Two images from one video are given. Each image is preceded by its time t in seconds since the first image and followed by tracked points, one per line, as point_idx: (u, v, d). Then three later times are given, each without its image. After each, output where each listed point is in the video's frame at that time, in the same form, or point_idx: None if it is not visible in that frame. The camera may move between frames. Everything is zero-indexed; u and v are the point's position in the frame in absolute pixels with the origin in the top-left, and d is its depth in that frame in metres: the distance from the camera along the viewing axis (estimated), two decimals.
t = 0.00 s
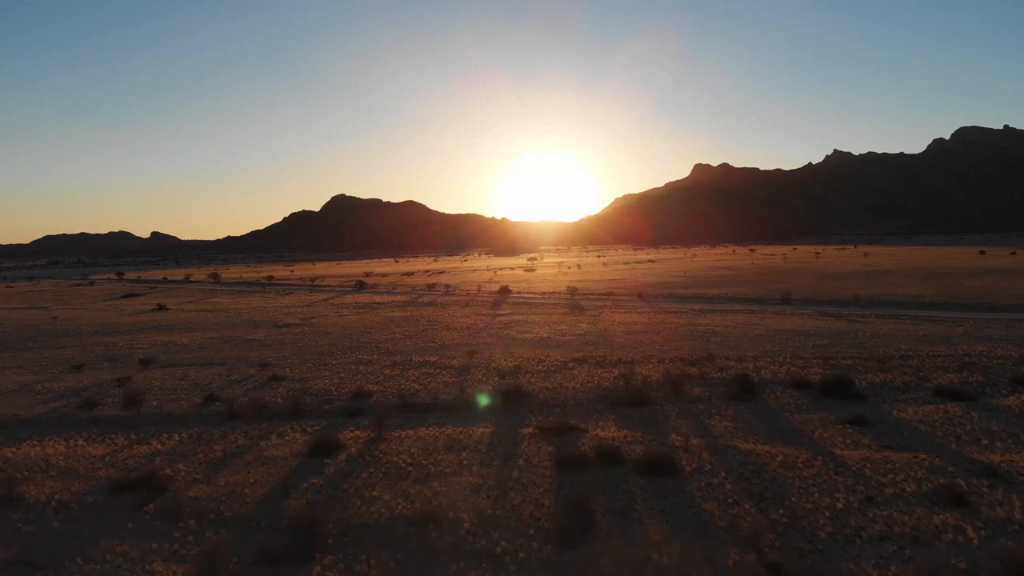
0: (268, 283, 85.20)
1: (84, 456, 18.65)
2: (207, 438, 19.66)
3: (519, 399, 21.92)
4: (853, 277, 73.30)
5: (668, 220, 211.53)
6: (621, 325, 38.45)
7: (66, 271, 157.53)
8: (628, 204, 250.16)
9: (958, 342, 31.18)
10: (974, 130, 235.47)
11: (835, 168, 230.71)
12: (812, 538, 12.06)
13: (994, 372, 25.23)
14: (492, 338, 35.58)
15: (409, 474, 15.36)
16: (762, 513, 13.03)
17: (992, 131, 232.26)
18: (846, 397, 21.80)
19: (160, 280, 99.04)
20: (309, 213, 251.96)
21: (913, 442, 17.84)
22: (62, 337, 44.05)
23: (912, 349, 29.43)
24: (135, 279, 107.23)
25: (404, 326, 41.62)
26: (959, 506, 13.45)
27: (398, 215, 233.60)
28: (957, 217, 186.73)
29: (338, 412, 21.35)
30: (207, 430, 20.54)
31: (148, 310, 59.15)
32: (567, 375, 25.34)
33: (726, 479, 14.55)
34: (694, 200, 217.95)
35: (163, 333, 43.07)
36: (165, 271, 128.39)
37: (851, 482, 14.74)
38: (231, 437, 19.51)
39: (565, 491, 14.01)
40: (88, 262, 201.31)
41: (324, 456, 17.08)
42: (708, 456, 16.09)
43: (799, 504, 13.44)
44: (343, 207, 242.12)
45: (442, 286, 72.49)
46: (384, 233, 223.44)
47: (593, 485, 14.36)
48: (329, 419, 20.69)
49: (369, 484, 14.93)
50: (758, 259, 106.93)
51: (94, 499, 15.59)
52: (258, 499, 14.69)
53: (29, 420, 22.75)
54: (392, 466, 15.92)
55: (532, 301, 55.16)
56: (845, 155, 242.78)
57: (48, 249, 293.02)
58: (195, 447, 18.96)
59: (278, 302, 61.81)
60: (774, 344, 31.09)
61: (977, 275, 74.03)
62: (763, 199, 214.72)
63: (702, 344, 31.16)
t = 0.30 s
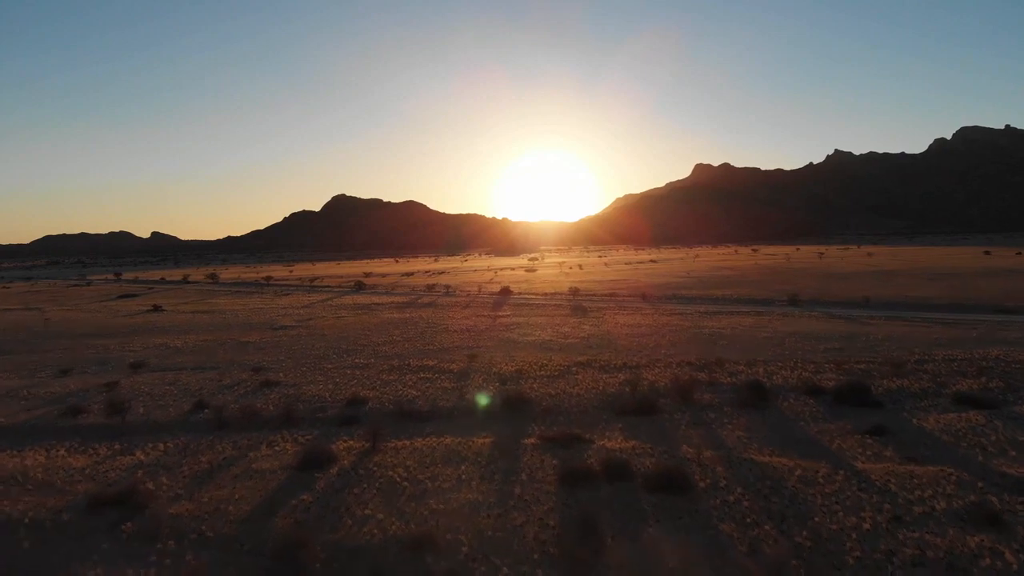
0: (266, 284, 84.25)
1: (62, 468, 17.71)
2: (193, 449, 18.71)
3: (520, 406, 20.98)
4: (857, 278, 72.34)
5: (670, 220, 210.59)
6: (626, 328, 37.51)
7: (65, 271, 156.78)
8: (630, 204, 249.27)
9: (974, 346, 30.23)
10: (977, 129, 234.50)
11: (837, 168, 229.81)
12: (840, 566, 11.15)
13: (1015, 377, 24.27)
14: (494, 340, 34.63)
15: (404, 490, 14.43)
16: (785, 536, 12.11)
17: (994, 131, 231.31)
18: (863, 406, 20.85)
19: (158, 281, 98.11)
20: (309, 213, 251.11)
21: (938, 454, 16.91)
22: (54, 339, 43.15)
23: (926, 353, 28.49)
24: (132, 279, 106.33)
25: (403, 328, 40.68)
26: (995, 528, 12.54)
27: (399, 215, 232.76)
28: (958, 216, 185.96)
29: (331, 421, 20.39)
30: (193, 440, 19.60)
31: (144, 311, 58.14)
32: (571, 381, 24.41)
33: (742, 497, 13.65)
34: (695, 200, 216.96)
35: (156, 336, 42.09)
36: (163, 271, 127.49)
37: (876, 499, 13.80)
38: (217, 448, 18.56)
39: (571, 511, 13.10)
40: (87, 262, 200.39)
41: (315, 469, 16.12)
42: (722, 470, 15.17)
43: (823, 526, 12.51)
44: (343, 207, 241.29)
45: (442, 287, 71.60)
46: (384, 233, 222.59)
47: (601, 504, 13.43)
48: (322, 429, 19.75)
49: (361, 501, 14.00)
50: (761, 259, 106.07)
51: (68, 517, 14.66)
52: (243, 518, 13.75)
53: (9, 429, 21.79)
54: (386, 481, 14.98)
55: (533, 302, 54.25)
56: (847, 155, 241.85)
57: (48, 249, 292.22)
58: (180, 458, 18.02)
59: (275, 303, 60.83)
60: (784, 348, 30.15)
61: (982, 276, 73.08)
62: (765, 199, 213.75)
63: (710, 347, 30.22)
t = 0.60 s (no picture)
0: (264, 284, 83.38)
1: (42, 480, 16.93)
2: (180, 460, 17.92)
3: (522, 412, 20.19)
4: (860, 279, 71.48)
5: (671, 220, 209.69)
6: (629, 330, 36.68)
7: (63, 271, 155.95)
8: (630, 204, 248.40)
9: (987, 349, 29.41)
10: (977, 129, 233.38)
11: (838, 168, 228.94)
12: None
13: None
14: (494, 343, 33.82)
15: (401, 505, 13.67)
16: (806, 558, 11.39)
17: (995, 131, 230.22)
18: (879, 413, 20.09)
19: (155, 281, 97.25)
20: (309, 213, 250.36)
21: (961, 465, 16.15)
22: (47, 341, 42.38)
23: (940, 357, 27.68)
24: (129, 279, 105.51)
25: (401, 330, 39.85)
26: None
27: (399, 215, 231.93)
28: (958, 216, 184.59)
29: (326, 428, 19.59)
30: (181, 449, 18.80)
31: (139, 312, 57.29)
32: (574, 385, 23.61)
33: (759, 514, 12.91)
34: (696, 199, 216.08)
35: (149, 338, 41.28)
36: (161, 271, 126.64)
37: (901, 517, 13.05)
38: (205, 459, 17.76)
39: (579, 530, 12.35)
40: (87, 262, 199.64)
41: (307, 482, 15.36)
42: (736, 483, 14.41)
43: (846, 547, 11.78)
44: (343, 207, 240.47)
45: (441, 287, 70.81)
46: (384, 233, 221.78)
47: (610, 523, 12.69)
48: (315, 437, 18.96)
49: (354, 518, 13.24)
50: (763, 259, 105.24)
51: (44, 533, 13.87)
52: (229, 535, 12.99)
53: None
54: (382, 496, 14.19)
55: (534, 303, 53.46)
56: (848, 155, 240.88)
57: (47, 249, 291.43)
58: (166, 470, 17.21)
59: (272, 304, 59.99)
60: (793, 351, 29.33)
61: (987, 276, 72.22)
62: (767, 199, 212.85)
63: (716, 350, 29.40)
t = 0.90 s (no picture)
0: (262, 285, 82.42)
1: (16, 494, 16.02)
2: (163, 472, 17.01)
3: (524, 420, 19.23)
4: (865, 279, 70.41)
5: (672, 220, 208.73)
6: (633, 332, 35.70)
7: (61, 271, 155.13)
8: (631, 204, 247.44)
9: (1005, 353, 28.43)
10: (980, 129, 232.22)
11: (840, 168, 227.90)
12: None
13: None
14: (495, 346, 32.88)
15: (395, 526, 12.75)
16: None
17: (997, 130, 228.93)
18: (898, 422, 19.17)
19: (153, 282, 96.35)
20: (309, 212, 249.51)
21: (991, 480, 15.21)
22: (37, 344, 41.51)
23: (956, 361, 26.72)
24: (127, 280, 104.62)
25: (400, 332, 38.89)
26: None
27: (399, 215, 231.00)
28: (958, 216, 183.26)
29: (318, 438, 18.65)
30: (165, 460, 17.87)
31: (134, 314, 56.32)
32: (579, 391, 22.66)
33: (781, 537, 11.99)
34: (698, 199, 215.10)
35: (142, 340, 40.34)
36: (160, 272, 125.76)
37: (933, 539, 12.15)
38: (189, 472, 16.86)
39: (587, 555, 11.45)
40: (86, 262, 198.77)
41: (296, 498, 14.45)
42: (753, 501, 13.51)
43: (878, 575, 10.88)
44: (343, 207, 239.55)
45: (441, 288, 69.86)
46: (384, 233, 220.86)
47: (619, 545, 11.79)
48: (307, 448, 18.02)
49: (344, 540, 12.34)
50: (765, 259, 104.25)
51: (12, 555, 12.96)
52: (210, 559, 12.09)
53: None
54: (374, 514, 13.29)
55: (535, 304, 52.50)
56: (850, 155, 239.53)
57: (46, 249, 290.74)
58: (148, 484, 16.30)
59: (269, 304, 59.03)
60: (804, 355, 28.36)
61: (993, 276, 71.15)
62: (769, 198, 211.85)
63: (724, 354, 28.44)
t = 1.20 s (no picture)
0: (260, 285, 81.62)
1: None
2: (147, 485, 16.22)
3: (525, 428, 18.40)
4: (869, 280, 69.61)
5: (673, 220, 207.91)
6: (637, 335, 34.87)
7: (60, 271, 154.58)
8: (632, 203, 246.54)
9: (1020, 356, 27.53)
10: (981, 129, 231.27)
11: (842, 168, 226.98)
12: None
13: None
14: (495, 349, 32.04)
15: (387, 547, 11.96)
16: None
17: (998, 130, 227.87)
18: (917, 431, 18.35)
19: (151, 282, 95.56)
20: (309, 212, 248.83)
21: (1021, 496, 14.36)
22: (29, 346, 40.78)
23: (972, 365, 25.82)
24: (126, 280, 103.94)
25: (398, 335, 38.06)
26: None
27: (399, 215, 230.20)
28: (958, 216, 182.44)
29: (310, 448, 17.82)
30: (149, 472, 17.05)
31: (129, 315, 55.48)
32: (582, 396, 21.81)
33: (802, 561, 11.19)
34: (698, 199, 214.25)
35: (134, 342, 39.53)
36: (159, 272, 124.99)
37: (965, 561, 11.35)
38: (174, 485, 16.07)
39: None
40: (86, 262, 198.19)
41: (284, 515, 13.64)
42: (770, 518, 12.69)
43: None
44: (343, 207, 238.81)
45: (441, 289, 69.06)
46: (384, 233, 220.11)
47: (629, 569, 10.99)
48: (298, 458, 17.21)
49: (333, 562, 11.54)
50: (767, 260, 103.36)
51: None
52: None
53: None
54: (366, 534, 12.48)
55: (536, 305, 51.66)
56: (852, 155, 238.58)
57: (46, 249, 290.27)
58: (130, 497, 15.50)
59: (267, 305, 58.21)
60: (814, 358, 27.50)
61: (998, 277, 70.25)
62: (770, 198, 210.95)
63: (732, 358, 27.59)
